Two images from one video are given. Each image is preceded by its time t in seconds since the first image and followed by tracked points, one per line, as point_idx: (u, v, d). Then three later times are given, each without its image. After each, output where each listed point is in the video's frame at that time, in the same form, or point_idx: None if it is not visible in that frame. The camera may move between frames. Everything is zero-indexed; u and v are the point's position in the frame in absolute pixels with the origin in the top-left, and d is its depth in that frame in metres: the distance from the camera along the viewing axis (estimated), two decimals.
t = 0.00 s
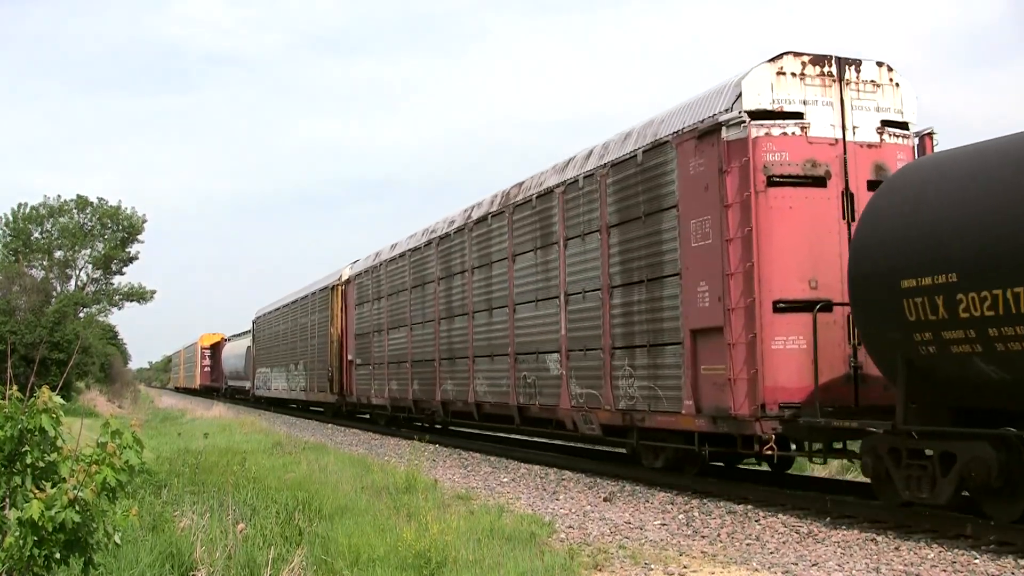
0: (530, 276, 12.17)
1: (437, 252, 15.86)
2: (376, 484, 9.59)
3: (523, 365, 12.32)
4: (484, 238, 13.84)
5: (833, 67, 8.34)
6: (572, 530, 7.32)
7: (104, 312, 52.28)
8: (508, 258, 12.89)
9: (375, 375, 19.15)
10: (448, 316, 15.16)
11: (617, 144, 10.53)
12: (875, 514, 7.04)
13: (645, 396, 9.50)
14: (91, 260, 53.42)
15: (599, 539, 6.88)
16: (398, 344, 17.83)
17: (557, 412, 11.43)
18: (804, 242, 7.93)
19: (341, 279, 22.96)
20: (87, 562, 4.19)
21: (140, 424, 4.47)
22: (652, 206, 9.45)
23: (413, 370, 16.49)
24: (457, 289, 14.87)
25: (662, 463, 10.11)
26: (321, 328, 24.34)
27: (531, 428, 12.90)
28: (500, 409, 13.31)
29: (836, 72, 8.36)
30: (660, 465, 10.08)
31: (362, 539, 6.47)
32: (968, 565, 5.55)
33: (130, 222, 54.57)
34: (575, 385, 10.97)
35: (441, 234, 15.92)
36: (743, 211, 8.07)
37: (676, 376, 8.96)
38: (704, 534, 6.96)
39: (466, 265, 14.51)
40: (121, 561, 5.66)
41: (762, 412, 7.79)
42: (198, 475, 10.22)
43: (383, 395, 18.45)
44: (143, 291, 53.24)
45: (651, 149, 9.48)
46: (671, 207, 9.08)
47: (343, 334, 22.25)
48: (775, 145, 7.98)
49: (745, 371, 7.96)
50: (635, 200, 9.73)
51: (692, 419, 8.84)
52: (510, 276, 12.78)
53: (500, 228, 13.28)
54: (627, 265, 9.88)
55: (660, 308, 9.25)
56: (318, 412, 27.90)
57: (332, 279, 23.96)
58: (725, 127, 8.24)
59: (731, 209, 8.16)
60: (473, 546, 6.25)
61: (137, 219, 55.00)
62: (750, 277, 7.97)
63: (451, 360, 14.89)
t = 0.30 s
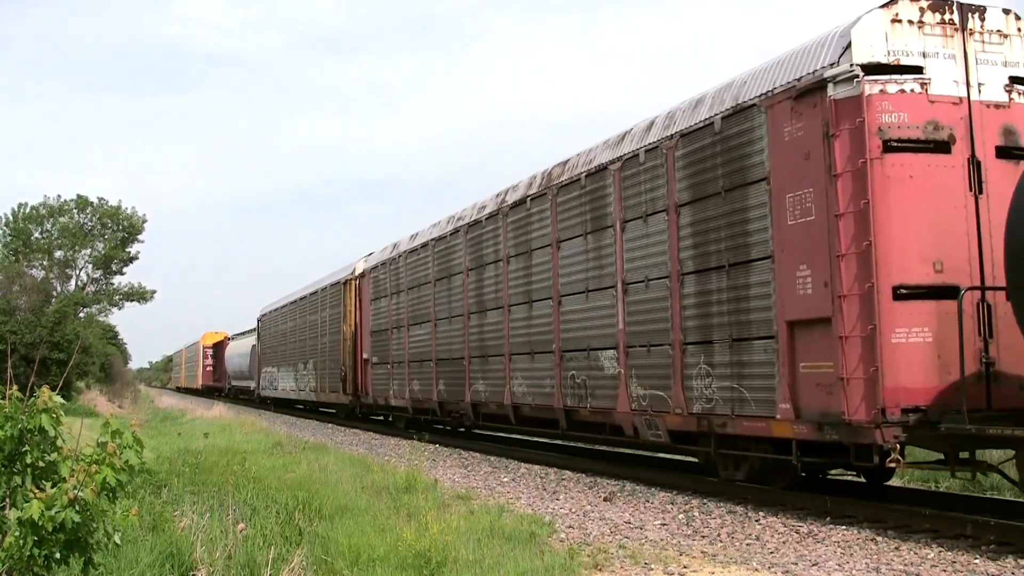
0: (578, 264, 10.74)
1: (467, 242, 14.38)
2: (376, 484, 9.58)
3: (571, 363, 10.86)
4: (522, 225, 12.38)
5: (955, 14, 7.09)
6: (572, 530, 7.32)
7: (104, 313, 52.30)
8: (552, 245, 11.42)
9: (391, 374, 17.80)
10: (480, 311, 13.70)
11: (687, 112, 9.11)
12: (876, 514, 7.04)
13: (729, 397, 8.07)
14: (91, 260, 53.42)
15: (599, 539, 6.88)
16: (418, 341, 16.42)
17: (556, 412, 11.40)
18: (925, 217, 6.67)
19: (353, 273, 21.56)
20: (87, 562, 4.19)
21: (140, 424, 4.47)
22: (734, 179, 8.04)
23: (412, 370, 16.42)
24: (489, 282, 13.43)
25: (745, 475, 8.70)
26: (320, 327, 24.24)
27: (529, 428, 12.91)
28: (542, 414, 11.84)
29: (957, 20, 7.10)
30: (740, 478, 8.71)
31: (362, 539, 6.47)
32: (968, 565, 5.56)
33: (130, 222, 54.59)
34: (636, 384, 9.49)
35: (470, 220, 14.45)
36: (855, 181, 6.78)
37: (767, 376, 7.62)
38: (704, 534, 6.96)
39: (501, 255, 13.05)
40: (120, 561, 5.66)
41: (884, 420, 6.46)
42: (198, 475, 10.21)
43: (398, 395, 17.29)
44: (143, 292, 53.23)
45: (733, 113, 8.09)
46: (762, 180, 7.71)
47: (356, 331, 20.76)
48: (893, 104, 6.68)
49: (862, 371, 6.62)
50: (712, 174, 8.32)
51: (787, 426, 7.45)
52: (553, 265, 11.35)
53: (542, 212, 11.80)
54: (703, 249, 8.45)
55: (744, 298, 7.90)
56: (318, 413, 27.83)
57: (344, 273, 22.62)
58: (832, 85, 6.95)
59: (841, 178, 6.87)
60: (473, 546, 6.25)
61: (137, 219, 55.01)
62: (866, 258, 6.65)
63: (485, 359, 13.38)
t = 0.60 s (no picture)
0: (641, 247, 9.24)
1: (502, 228, 12.81)
2: (376, 484, 9.58)
3: (629, 361, 9.38)
4: (569, 206, 10.84)
5: None
6: (572, 530, 7.32)
7: (104, 313, 52.31)
8: (607, 227, 9.91)
9: (412, 373, 16.49)
10: (518, 304, 12.15)
11: (777, 68, 7.62)
12: (876, 514, 7.05)
13: (841, 400, 6.64)
14: (90, 260, 53.43)
15: (599, 539, 6.87)
16: (445, 337, 15.01)
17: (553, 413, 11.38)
18: None
19: (369, 266, 20.07)
20: (87, 561, 4.18)
21: (141, 423, 4.47)
22: (846, 141, 6.64)
23: (411, 369, 16.37)
24: (528, 272, 11.90)
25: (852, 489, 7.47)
26: (321, 327, 24.15)
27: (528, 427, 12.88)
28: (593, 418, 10.37)
29: None
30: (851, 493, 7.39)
31: (362, 539, 6.47)
32: (968, 565, 5.56)
33: (130, 222, 54.61)
34: (715, 383, 8.03)
35: (505, 205, 12.93)
36: (1018, 139, 5.43)
37: (895, 374, 6.17)
38: (704, 534, 6.97)
39: (543, 241, 11.49)
40: (120, 561, 5.66)
41: None
42: (198, 475, 10.21)
43: (419, 396, 16.10)
44: (143, 292, 53.20)
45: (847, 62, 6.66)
46: (884, 140, 6.31)
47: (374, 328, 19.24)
48: None
49: None
50: (814, 137, 6.93)
51: (918, 434, 6.05)
52: (608, 251, 9.84)
53: (594, 191, 10.27)
54: (805, 225, 7.02)
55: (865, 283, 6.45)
56: (318, 412, 27.82)
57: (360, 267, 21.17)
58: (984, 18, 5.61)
59: (996, 134, 5.53)
60: (472, 546, 6.24)
61: (138, 219, 55.02)
62: None
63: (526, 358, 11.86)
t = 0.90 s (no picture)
0: (726, 225, 7.78)
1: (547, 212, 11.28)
2: (376, 484, 9.57)
3: (706, 357, 7.95)
4: (630, 182, 9.35)
5: None
6: (572, 529, 7.33)
7: (104, 313, 52.32)
8: (678, 204, 8.47)
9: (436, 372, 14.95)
10: (565, 295, 10.64)
11: (902, 11, 6.26)
12: (875, 513, 7.05)
13: (996, 401, 5.35)
14: (90, 260, 53.43)
15: (599, 539, 6.87)
16: (474, 332, 13.51)
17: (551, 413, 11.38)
18: None
19: (386, 258, 18.85)
20: (87, 561, 4.18)
21: (140, 423, 4.48)
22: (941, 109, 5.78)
23: (422, 368, 15.75)
24: (576, 258, 10.40)
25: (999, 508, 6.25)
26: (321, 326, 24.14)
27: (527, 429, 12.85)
28: (658, 422, 8.88)
29: None
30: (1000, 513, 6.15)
31: (362, 539, 6.48)
32: (968, 565, 5.56)
33: (130, 222, 54.65)
34: (821, 382, 6.66)
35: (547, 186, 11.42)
36: None
37: None
38: (704, 534, 6.97)
39: (596, 223, 10.01)
40: (121, 561, 5.66)
41: None
42: (198, 475, 10.20)
43: (442, 398, 14.68)
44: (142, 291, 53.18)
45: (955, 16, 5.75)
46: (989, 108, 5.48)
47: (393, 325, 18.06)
48: None
49: None
50: (958, 87, 5.68)
51: None
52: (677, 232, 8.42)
53: (662, 164, 8.80)
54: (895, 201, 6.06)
55: None
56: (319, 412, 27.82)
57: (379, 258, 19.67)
58: None
59: None
60: (472, 545, 6.24)
61: (138, 218, 55.05)
62: None
63: (575, 354, 10.31)
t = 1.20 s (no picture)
0: (833, 197, 6.61)
1: (601, 192, 10.03)
2: (376, 484, 9.56)
3: (808, 354, 6.78)
4: (706, 154, 8.15)
5: None
6: (572, 529, 7.33)
7: (104, 313, 52.34)
8: (768, 177, 7.32)
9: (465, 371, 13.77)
10: (625, 285, 9.42)
11: None
12: (876, 513, 7.05)
13: None
14: (90, 260, 53.45)
15: (599, 539, 6.87)
16: (510, 328, 12.27)
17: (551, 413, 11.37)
18: None
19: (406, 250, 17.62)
20: (87, 561, 4.18)
21: (140, 423, 4.48)
22: (950, 107, 5.69)
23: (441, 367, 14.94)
24: (637, 242, 9.19)
25: None
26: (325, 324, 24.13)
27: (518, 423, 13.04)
28: (747, 430, 7.65)
29: None
30: None
31: (362, 538, 6.48)
32: (968, 565, 5.55)
33: (130, 222, 54.71)
34: (968, 382, 5.50)
35: (600, 162, 10.14)
36: None
37: None
38: (704, 533, 6.97)
39: (662, 203, 8.80)
40: (121, 560, 5.66)
41: None
42: (197, 475, 10.19)
43: (470, 400, 13.52)
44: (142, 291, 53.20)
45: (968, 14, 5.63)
46: (997, 106, 5.38)
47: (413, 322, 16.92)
48: None
49: None
50: None
51: None
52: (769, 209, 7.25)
53: (747, 131, 7.62)
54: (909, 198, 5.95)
55: None
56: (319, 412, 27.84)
57: (396, 248, 18.35)
58: None
59: None
60: (472, 545, 6.23)
61: (137, 218, 55.07)
62: None
63: (637, 351, 9.10)
